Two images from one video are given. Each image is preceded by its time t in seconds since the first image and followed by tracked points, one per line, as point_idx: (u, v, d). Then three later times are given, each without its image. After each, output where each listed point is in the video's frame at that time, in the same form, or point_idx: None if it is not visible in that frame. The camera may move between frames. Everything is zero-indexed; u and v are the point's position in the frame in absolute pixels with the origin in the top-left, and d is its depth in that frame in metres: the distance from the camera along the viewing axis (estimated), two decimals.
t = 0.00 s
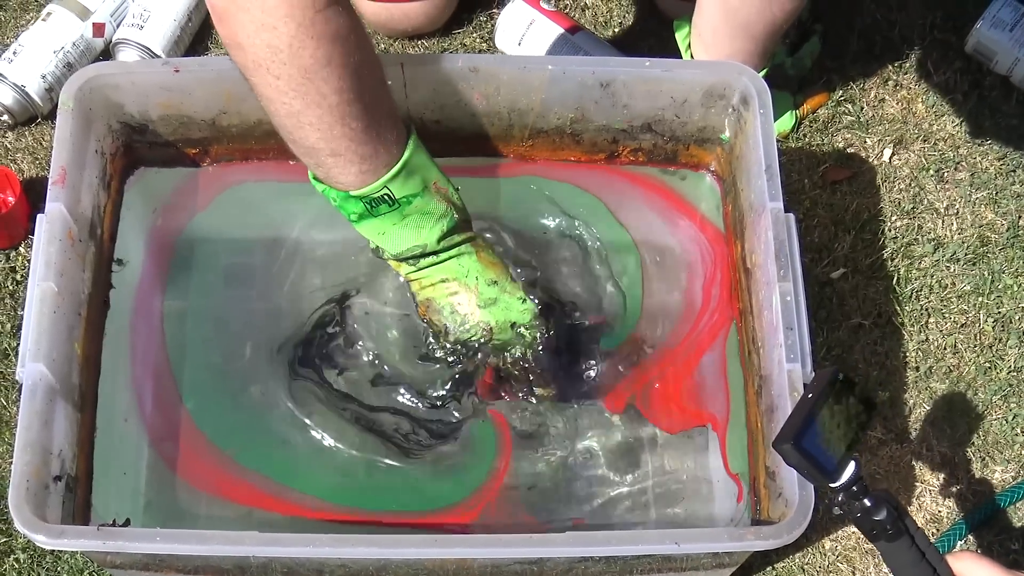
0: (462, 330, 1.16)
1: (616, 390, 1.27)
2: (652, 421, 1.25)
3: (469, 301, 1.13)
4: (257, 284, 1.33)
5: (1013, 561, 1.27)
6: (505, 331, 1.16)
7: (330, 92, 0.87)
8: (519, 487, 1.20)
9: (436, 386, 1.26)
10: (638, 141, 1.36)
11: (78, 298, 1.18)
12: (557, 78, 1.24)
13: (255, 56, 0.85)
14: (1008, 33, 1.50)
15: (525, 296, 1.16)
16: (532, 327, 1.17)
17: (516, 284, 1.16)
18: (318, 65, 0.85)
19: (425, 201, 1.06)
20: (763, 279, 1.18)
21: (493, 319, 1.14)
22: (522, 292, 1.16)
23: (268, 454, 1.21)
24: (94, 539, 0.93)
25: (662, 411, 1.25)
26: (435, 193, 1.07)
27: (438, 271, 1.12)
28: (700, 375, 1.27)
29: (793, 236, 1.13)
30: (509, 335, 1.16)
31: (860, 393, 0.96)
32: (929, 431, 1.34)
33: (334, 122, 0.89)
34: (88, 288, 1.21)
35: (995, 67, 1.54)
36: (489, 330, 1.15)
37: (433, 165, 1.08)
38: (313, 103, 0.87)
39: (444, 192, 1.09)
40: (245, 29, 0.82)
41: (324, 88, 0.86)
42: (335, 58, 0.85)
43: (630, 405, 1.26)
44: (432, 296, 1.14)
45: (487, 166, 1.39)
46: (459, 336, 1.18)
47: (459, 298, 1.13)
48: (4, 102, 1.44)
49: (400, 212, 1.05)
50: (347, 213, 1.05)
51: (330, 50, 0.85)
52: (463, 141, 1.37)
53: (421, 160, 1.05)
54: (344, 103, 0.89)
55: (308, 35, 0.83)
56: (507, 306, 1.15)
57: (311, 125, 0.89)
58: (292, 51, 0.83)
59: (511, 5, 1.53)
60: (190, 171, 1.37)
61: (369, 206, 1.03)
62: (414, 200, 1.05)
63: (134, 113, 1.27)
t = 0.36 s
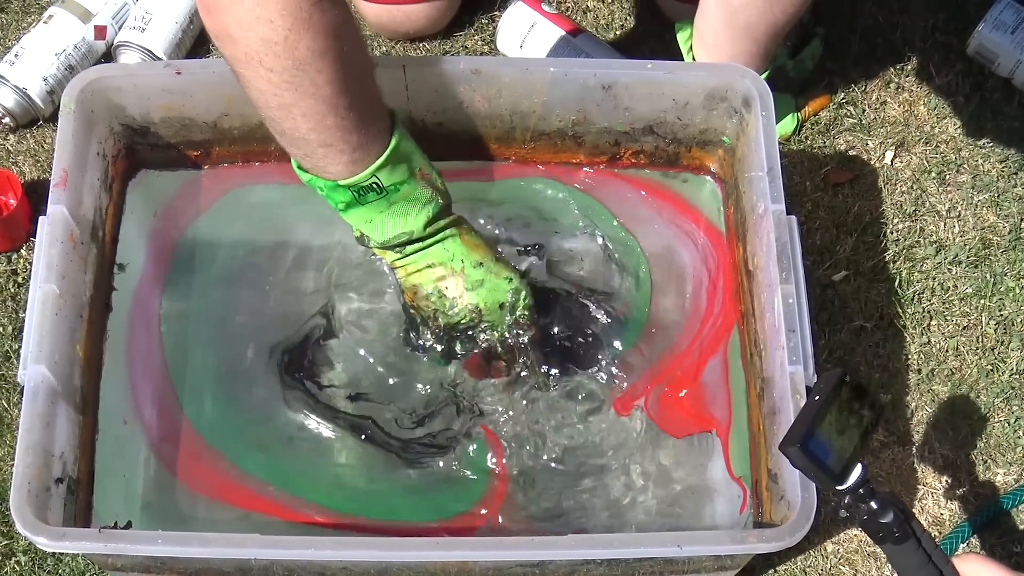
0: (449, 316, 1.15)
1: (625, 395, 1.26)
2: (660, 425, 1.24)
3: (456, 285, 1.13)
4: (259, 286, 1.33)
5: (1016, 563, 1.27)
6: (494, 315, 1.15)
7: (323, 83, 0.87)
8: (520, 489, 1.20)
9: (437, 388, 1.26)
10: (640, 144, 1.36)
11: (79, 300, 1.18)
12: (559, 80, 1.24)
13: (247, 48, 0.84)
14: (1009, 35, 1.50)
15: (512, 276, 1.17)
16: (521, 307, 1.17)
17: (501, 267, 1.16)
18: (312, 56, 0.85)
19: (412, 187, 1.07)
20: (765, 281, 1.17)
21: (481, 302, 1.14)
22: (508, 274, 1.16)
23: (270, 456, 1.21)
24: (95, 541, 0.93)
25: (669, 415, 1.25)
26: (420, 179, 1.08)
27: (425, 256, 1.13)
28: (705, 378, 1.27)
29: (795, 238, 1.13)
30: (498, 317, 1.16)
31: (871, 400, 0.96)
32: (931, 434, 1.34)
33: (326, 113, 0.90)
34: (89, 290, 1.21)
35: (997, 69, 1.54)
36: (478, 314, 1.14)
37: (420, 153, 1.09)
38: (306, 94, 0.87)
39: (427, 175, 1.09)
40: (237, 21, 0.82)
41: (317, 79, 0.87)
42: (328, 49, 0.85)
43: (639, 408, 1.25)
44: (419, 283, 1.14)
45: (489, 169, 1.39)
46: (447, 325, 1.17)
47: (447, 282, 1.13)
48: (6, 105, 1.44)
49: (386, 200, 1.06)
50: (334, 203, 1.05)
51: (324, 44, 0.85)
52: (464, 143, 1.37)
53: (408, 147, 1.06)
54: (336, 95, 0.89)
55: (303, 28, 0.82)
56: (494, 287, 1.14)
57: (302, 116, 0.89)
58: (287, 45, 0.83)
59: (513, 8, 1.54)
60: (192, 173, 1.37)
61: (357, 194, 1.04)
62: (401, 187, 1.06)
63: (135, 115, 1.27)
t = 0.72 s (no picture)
0: (420, 320, 1.16)
1: (630, 381, 1.27)
2: (666, 415, 1.25)
3: (428, 291, 1.13)
4: (261, 288, 1.33)
5: (1017, 566, 1.27)
6: (465, 322, 1.16)
7: (305, 82, 0.87)
8: (521, 490, 1.20)
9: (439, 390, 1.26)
10: (642, 146, 1.36)
11: (82, 302, 1.18)
12: (562, 83, 1.24)
13: (230, 43, 0.84)
14: (1011, 38, 1.50)
15: (484, 284, 1.17)
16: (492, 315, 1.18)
17: (473, 274, 1.16)
18: (295, 55, 0.85)
19: (389, 191, 1.07)
20: (767, 284, 1.17)
21: (453, 308, 1.14)
22: (480, 282, 1.17)
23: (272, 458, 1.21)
24: (98, 543, 0.93)
25: (675, 407, 1.26)
26: (397, 183, 1.08)
27: (398, 260, 1.13)
28: (710, 376, 1.27)
29: (797, 241, 1.13)
30: (470, 324, 1.16)
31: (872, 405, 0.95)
32: (933, 436, 1.34)
33: (307, 112, 0.90)
34: (92, 292, 1.22)
35: (999, 72, 1.54)
36: (447, 320, 1.15)
37: (397, 155, 1.09)
38: (287, 91, 0.87)
39: (402, 179, 1.09)
40: (221, 17, 0.82)
41: (301, 78, 0.87)
42: (313, 48, 0.85)
43: (645, 398, 1.26)
44: (391, 286, 1.15)
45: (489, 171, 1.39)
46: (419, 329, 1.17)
47: (420, 288, 1.13)
48: (8, 107, 1.44)
49: (363, 202, 1.06)
50: (311, 203, 1.04)
51: (309, 42, 0.85)
52: (466, 146, 1.37)
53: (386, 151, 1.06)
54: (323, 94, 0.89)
55: (289, 26, 0.82)
56: (467, 295, 1.15)
57: (284, 113, 0.89)
58: (270, 42, 0.83)
59: (515, 11, 1.54)
60: (194, 176, 1.37)
61: (334, 196, 1.03)
62: (378, 190, 1.05)
63: (138, 118, 1.27)
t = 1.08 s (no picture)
0: (376, 304, 1.15)
1: (622, 370, 1.29)
2: (658, 406, 1.26)
3: (387, 274, 1.13)
4: (264, 288, 1.33)
5: (1019, 567, 1.27)
6: (422, 308, 1.15)
7: (269, 57, 0.86)
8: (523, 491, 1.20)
9: (441, 391, 1.26)
10: (644, 147, 1.36)
11: (84, 301, 1.18)
12: (564, 83, 1.24)
13: (195, 14, 0.82)
14: (1013, 40, 1.50)
15: (445, 271, 1.17)
16: (449, 305, 1.17)
17: (434, 260, 1.16)
18: (261, 30, 0.83)
19: (353, 172, 1.07)
20: (769, 285, 1.17)
21: (411, 293, 1.14)
22: (439, 269, 1.16)
23: (274, 458, 1.21)
24: (100, 543, 0.94)
25: (667, 398, 1.26)
26: (362, 165, 1.08)
27: (358, 242, 1.12)
28: (707, 371, 1.28)
29: (799, 242, 1.13)
30: (427, 311, 1.16)
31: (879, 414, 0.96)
32: (935, 437, 1.34)
33: (269, 88, 0.89)
34: (94, 292, 1.22)
35: (1000, 74, 1.54)
36: (404, 305, 1.14)
37: (364, 137, 1.09)
38: (251, 66, 0.86)
39: (364, 162, 1.09)
40: None
41: (265, 54, 0.86)
42: (279, 24, 0.84)
43: (634, 386, 1.28)
44: (350, 268, 1.14)
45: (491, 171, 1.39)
46: (376, 314, 1.17)
47: (378, 271, 1.13)
48: (11, 107, 1.44)
49: (326, 182, 1.06)
50: (272, 178, 1.03)
51: (276, 17, 0.84)
52: (467, 146, 1.37)
53: (353, 132, 1.05)
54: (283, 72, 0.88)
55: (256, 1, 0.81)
56: (426, 281, 1.15)
57: (246, 88, 0.88)
58: (236, 16, 0.82)
59: (516, 12, 1.54)
60: (197, 176, 1.38)
61: (295, 173, 1.02)
62: (341, 171, 1.06)
63: (141, 118, 1.27)
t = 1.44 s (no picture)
0: (353, 299, 1.12)
1: (610, 360, 1.30)
2: (645, 400, 1.27)
3: (364, 268, 1.11)
4: (267, 292, 1.33)
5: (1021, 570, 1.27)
6: (399, 303, 1.13)
7: (249, 46, 0.86)
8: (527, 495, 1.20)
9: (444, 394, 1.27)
10: (646, 151, 1.36)
11: (88, 305, 1.19)
12: (567, 88, 1.24)
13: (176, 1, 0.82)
14: (1014, 44, 1.51)
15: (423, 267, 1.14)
16: (426, 301, 1.15)
17: (412, 255, 1.14)
18: (242, 17, 0.84)
19: (330, 165, 1.06)
20: (770, 288, 1.18)
21: (388, 287, 1.12)
22: (417, 264, 1.14)
23: (278, 462, 1.22)
24: (104, 545, 0.94)
25: (667, 399, 1.27)
26: (340, 157, 1.08)
27: (335, 236, 1.10)
28: (706, 372, 1.28)
29: (801, 246, 1.13)
30: (404, 306, 1.13)
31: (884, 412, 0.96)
32: (936, 441, 1.34)
33: (249, 76, 0.88)
34: (98, 296, 1.22)
35: (1001, 78, 1.55)
36: (381, 300, 1.12)
37: (342, 131, 1.09)
38: (230, 54, 0.86)
39: (342, 155, 1.08)
40: None
41: (245, 40, 0.86)
42: (259, 11, 0.85)
43: (622, 377, 1.29)
44: (326, 261, 1.11)
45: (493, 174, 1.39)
46: (352, 309, 1.14)
47: (355, 265, 1.11)
48: (15, 111, 1.45)
49: (302, 173, 1.05)
50: (249, 169, 1.02)
51: (256, 4, 0.84)
52: (469, 150, 1.37)
53: (330, 125, 1.05)
54: (261, 58, 0.88)
55: None
56: (403, 275, 1.12)
57: (225, 76, 0.88)
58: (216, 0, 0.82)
59: (518, 16, 1.55)
60: (200, 180, 1.38)
61: (272, 164, 1.02)
62: (318, 163, 1.05)
63: (145, 122, 1.28)
